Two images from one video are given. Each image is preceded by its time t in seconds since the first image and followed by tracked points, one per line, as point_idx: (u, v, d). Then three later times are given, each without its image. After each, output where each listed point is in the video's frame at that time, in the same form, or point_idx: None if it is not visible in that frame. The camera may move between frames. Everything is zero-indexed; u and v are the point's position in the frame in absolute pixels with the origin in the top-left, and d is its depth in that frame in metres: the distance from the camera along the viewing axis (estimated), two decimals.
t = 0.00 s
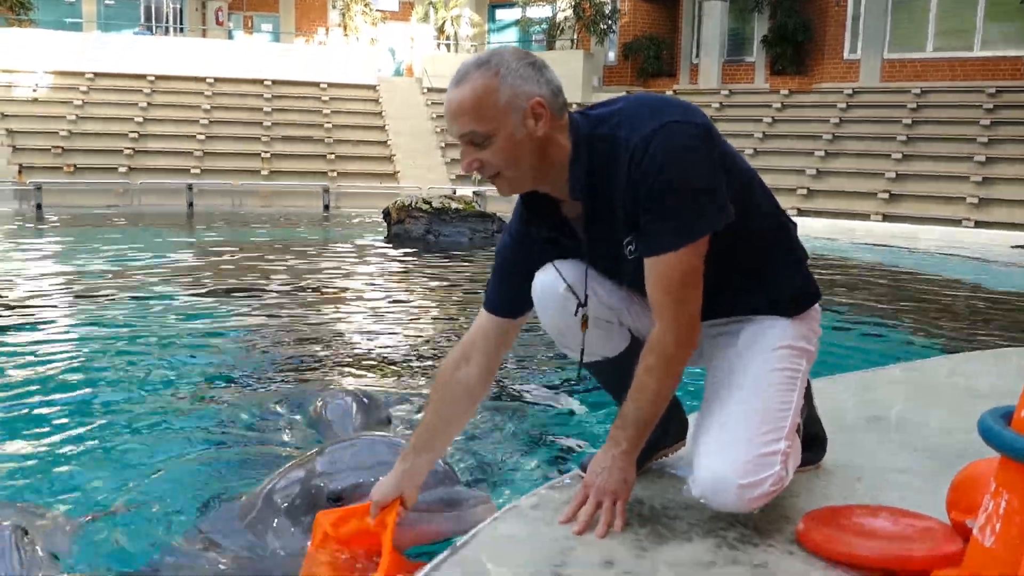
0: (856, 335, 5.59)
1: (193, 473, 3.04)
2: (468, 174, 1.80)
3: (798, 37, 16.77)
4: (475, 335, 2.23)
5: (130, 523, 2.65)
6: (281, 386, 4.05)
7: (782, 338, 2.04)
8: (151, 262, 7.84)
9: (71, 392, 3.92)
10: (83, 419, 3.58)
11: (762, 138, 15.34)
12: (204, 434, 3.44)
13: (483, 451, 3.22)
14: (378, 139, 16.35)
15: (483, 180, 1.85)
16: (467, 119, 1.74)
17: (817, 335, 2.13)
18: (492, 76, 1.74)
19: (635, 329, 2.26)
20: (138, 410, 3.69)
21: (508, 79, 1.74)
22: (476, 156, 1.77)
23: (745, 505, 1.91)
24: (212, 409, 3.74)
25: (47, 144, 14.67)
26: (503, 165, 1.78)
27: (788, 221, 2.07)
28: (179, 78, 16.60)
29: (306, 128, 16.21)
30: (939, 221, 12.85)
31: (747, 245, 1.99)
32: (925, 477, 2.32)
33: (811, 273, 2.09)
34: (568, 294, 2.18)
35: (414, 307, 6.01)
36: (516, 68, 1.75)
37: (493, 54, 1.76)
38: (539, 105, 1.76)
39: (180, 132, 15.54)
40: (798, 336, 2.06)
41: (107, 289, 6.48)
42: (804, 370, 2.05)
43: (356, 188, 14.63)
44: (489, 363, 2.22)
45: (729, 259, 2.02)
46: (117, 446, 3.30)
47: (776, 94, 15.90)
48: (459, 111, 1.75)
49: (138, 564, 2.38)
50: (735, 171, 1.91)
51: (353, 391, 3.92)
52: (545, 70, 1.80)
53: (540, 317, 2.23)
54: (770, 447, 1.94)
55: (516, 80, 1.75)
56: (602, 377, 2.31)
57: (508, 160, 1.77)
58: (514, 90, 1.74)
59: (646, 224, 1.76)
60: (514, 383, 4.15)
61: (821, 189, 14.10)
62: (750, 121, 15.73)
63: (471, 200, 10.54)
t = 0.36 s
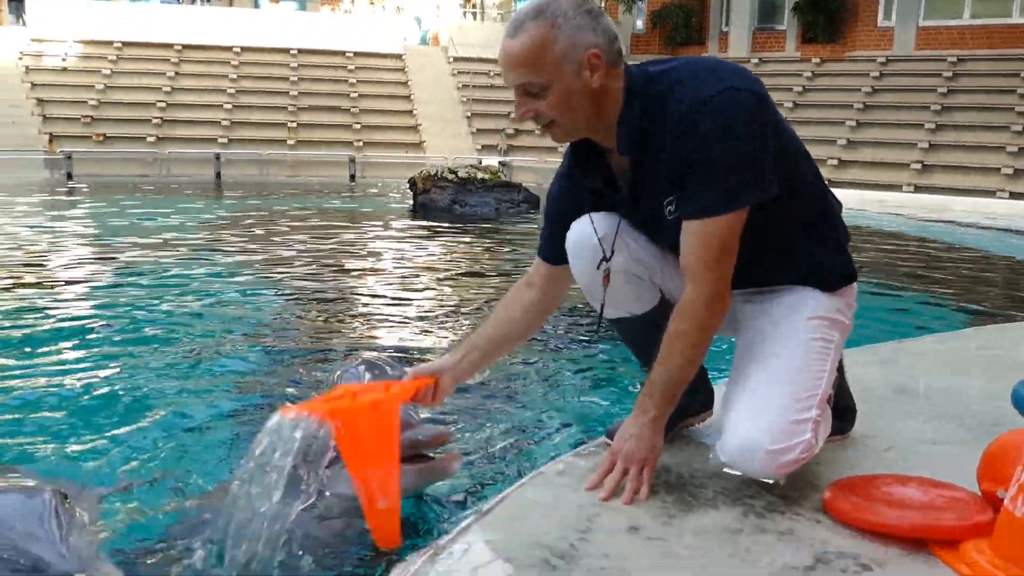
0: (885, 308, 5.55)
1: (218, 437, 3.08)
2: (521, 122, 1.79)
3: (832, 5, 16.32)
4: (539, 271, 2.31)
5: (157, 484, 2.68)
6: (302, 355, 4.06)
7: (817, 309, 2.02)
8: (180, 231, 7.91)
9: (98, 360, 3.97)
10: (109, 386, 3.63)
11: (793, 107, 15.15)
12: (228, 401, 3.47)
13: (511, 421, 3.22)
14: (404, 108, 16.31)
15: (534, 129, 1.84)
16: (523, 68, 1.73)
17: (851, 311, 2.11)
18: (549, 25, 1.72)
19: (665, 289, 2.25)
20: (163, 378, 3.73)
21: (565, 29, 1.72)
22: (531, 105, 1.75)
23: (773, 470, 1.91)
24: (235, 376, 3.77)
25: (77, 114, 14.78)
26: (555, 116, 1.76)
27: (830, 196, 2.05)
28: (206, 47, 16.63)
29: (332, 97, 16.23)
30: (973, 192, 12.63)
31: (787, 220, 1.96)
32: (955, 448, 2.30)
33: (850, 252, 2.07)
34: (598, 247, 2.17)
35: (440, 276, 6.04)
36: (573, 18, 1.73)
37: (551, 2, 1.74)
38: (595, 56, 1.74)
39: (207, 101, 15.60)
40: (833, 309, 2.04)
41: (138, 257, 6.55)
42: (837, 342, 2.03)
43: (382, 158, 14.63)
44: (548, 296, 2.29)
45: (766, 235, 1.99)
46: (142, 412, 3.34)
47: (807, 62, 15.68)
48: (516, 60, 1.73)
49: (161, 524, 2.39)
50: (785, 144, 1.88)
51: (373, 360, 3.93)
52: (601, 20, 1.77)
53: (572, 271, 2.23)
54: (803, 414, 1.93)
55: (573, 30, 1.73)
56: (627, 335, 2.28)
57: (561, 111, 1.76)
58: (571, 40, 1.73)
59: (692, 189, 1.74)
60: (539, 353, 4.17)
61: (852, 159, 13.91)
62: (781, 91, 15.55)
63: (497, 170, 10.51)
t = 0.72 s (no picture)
0: (905, 287, 5.53)
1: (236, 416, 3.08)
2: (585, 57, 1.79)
3: None
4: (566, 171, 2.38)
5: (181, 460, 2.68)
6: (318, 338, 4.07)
7: (842, 288, 2.01)
8: (199, 212, 7.96)
9: (119, 341, 3.99)
10: (131, 367, 3.65)
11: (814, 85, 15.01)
12: (247, 384, 3.48)
13: (532, 396, 3.21)
14: (422, 89, 16.30)
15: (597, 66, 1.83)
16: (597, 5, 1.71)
17: (879, 301, 2.09)
18: None
19: (693, 263, 2.24)
20: (182, 360, 3.74)
21: None
22: (597, 47, 1.75)
23: (790, 439, 1.93)
24: (252, 360, 3.78)
25: (97, 95, 14.85)
26: (617, 60, 1.76)
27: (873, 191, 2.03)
28: (224, 28, 16.63)
29: (350, 78, 16.25)
30: (995, 168, 12.52)
31: (825, 210, 1.94)
32: (975, 429, 2.30)
33: (882, 253, 2.06)
34: (633, 210, 2.23)
35: (458, 257, 6.06)
36: None
37: None
38: (670, 9, 1.73)
39: (226, 83, 15.65)
40: (860, 290, 2.03)
41: (159, 238, 6.61)
42: (861, 322, 2.03)
43: (400, 139, 14.65)
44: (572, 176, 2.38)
45: (801, 224, 1.98)
46: (154, 391, 3.37)
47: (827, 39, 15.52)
48: None
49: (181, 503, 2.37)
50: (834, 139, 1.86)
51: (390, 337, 3.93)
52: None
53: (604, 230, 2.27)
54: (824, 385, 1.94)
55: None
56: (651, 308, 2.25)
57: (623, 56, 1.76)
58: None
59: (733, 167, 1.73)
60: (558, 329, 4.17)
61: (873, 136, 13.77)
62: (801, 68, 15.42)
63: (514, 151, 10.55)
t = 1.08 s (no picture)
0: (909, 307, 5.55)
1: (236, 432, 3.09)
2: (613, 69, 1.85)
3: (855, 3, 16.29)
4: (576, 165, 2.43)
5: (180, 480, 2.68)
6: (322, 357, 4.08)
7: (848, 316, 2.04)
8: (207, 236, 8.04)
9: (122, 361, 4.01)
10: (133, 384, 3.65)
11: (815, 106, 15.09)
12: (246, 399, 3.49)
13: (538, 418, 3.20)
14: (427, 112, 16.44)
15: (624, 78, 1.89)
16: (626, 17, 1.77)
17: (886, 328, 2.11)
18: None
19: (700, 288, 2.28)
20: (184, 377, 3.75)
21: None
22: (624, 58, 1.81)
23: (791, 467, 1.94)
24: (253, 377, 3.78)
25: (106, 118, 14.99)
26: (644, 72, 1.82)
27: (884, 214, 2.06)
28: (232, 52, 16.81)
29: (356, 101, 16.39)
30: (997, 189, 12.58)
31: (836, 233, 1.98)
32: (979, 455, 2.32)
33: (892, 278, 2.09)
34: (644, 232, 2.25)
35: (464, 279, 6.11)
36: None
37: None
38: (696, 24, 1.79)
39: (234, 106, 15.80)
40: (867, 320, 2.05)
41: (167, 261, 6.67)
42: (868, 350, 2.05)
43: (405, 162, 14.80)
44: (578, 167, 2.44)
45: (813, 247, 2.01)
46: (152, 406, 3.38)
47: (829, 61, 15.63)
48: (620, 10, 1.78)
49: (181, 524, 2.36)
50: (847, 163, 1.90)
51: (395, 361, 3.93)
52: None
53: (613, 254, 2.29)
54: (826, 413, 1.96)
55: None
56: (658, 333, 2.29)
57: (649, 68, 1.82)
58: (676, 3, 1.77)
59: (751, 189, 1.77)
60: (563, 350, 4.20)
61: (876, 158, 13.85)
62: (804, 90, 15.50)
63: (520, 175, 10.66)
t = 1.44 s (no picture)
0: (892, 339, 5.59)
1: (213, 467, 3.05)
2: (593, 110, 1.86)
3: (834, 38, 16.54)
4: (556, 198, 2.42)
5: (156, 514, 2.64)
6: (301, 392, 4.04)
7: (828, 355, 2.04)
8: (190, 271, 8.00)
9: (98, 396, 3.95)
10: (109, 420, 3.61)
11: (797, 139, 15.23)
12: (224, 433, 3.44)
13: (522, 456, 3.17)
14: (412, 146, 16.52)
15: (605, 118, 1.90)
16: (606, 60, 1.79)
17: (866, 364, 2.11)
18: (637, 27, 1.77)
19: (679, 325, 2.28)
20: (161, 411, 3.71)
21: (652, 35, 1.78)
22: (604, 99, 1.82)
23: (774, 506, 1.94)
24: (231, 410, 3.74)
25: (90, 154, 14.96)
26: (625, 112, 1.83)
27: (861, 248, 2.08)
28: (217, 87, 16.88)
29: (341, 136, 16.45)
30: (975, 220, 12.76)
31: (817, 269, 1.99)
32: (963, 489, 2.32)
33: (872, 314, 2.10)
34: (622, 271, 2.23)
35: (449, 314, 6.10)
36: (661, 22, 1.78)
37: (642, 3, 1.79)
38: (675, 63, 1.80)
39: (218, 141, 15.81)
40: (847, 358, 2.06)
41: (149, 297, 6.62)
42: (848, 387, 2.05)
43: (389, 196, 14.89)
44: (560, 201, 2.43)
45: (795, 282, 2.02)
46: (126, 442, 3.32)
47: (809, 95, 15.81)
48: (599, 52, 1.79)
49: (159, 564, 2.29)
50: (828, 199, 1.92)
51: (377, 400, 3.90)
52: (688, 27, 1.83)
53: (592, 291, 2.26)
54: (808, 452, 1.96)
55: (659, 35, 1.78)
56: (640, 369, 2.28)
57: (630, 109, 1.83)
58: (655, 46, 1.78)
59: (732, 228, 1.79)
60: (548, 386, 4.19)
61: (857, 189, 14.00)
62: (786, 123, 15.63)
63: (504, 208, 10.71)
